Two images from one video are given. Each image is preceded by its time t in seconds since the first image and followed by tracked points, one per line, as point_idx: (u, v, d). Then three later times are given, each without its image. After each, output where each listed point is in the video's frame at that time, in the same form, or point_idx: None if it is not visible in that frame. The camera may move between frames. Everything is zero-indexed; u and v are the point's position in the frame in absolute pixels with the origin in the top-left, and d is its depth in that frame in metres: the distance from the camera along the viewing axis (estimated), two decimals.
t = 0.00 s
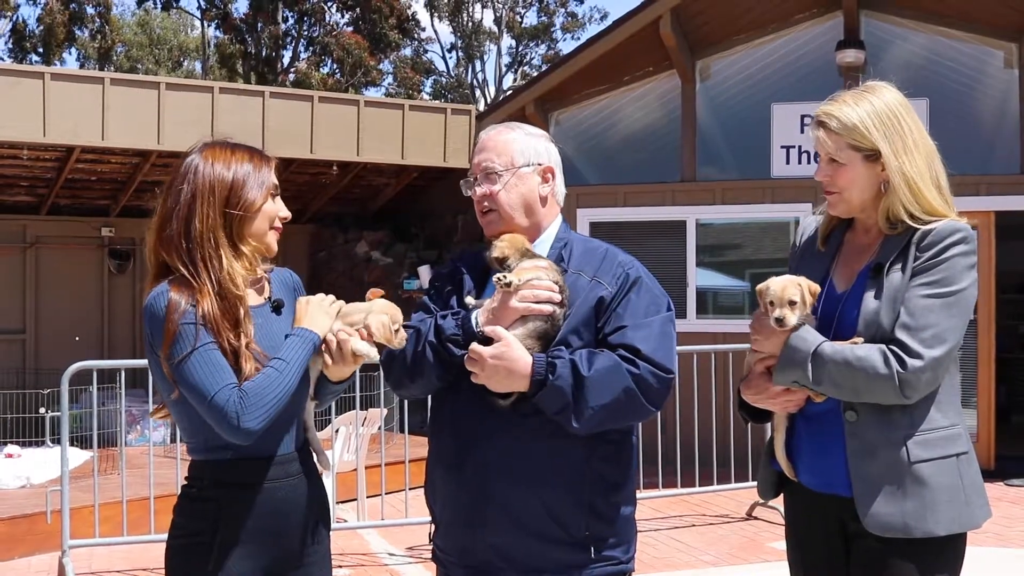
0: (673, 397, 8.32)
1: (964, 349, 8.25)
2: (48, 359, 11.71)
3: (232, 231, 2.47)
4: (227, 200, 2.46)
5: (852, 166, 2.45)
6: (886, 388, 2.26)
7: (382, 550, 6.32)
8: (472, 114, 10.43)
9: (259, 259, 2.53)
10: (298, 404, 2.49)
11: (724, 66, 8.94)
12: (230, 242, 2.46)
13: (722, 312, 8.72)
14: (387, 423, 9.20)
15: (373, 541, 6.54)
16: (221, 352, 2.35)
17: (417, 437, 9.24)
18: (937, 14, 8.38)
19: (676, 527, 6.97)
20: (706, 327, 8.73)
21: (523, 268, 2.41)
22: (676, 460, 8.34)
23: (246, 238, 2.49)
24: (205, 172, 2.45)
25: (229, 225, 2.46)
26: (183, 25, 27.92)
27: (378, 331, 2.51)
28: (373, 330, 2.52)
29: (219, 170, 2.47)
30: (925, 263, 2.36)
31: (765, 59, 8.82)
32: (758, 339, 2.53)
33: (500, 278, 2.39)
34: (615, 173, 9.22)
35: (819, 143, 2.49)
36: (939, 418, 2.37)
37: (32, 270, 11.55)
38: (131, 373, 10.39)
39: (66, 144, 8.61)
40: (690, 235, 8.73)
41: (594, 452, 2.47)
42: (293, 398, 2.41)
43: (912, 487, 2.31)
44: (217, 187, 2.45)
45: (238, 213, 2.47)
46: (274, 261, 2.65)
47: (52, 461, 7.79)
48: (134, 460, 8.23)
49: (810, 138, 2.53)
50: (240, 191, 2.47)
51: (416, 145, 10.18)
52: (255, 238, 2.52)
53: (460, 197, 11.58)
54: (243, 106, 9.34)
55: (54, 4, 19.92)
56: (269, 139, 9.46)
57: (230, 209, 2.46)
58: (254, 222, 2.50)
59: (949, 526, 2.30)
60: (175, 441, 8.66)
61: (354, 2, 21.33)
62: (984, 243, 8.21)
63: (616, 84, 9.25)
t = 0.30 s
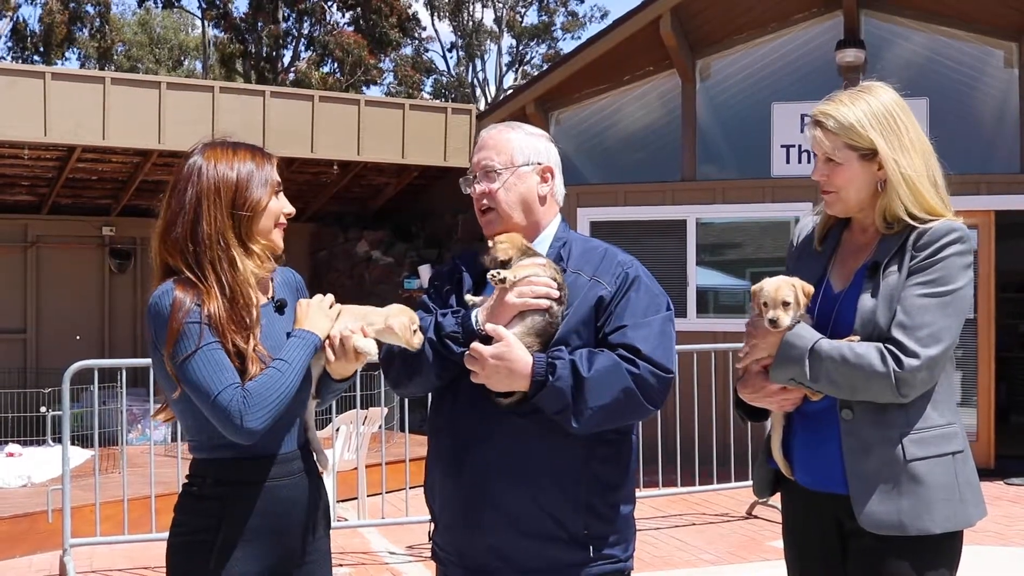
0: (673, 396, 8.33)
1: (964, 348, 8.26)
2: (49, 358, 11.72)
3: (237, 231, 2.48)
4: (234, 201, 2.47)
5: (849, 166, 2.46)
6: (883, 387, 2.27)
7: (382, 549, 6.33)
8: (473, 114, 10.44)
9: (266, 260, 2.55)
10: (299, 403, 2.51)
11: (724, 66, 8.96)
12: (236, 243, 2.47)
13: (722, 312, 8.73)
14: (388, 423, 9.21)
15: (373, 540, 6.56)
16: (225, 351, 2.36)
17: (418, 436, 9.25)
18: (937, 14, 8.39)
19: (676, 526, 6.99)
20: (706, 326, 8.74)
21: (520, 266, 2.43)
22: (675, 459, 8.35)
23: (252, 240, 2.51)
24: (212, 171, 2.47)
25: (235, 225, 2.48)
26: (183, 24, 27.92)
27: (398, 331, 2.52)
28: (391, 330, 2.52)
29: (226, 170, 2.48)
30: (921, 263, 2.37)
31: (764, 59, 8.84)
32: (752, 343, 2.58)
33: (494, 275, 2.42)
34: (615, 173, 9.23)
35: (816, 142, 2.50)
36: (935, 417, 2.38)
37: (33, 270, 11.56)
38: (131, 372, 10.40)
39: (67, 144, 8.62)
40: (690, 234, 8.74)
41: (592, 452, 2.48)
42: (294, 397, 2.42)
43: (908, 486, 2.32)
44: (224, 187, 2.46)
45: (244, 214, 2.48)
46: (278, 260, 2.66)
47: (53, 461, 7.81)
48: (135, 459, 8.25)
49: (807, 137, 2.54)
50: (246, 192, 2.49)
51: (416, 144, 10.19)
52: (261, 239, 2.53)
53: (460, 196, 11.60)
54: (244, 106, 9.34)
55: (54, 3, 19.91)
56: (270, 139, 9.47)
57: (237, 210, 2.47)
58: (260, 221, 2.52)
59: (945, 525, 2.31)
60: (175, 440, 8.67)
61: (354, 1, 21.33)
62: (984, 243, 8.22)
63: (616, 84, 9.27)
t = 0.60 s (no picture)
0: (674, 397, 8.33)
1: (963, 349, 8.27)
2: (48, 358, 11.73)
3: (241, 231, 2.49)
4: (237, 202, 2.47)
5: (848, 165, 2.46)
6: (880, 386, 2.28)
7: (382, 549, 6.33)
8: (472, 114, 10.44)
9: (269, 260, 2.55)
10: (305, 401, 2.51)
11: (724, 66, 8.96)
12: (240, 243, 2.48)
13: (722, 312, 8.73)
14: (388, 423, 9.22)
15: (373, 540, 6.56)
16: (233, 350, 2.37)
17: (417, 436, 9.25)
18: (937, 14, 8.39)
19: (676, 526, 6.99)
20: (706, 327, 8.74)
21: (522, 267, 2.44)
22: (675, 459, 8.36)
23: (256, 240, 2.51)
24: (215, 171, 2.47)
25: (239, 226, 2.48)
26: (183, 24, 27.91)
27: (378, 312, 2.59)
28: (371, 308, 2.59)
29: (229, 170, 2.48)
30: (919, 262, 2.37)
31: (764, 59, 8.85)
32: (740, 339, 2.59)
33: (497, 275, 2.43)
34: (615, 173, 9.24)
35: (816, 141, 2.50)
36: (932, 416, 2.39)
37: (32, 270, 11.56)
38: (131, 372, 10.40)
39: (67, 144, 8.62)
40: (690, 235, 8.74)
41: (595, 451, 2.48)
42: (302, 394, 2.42)
43: (905, 484, 2.33)
44: (228, 187, 2.46)
45: (247, 215, 2.49)
46: (280, 260, 2.67)
47: (52, 461, 7.81)
48: (134, 459, 8.25)
49: (807, 136, 2.54)
50: (250, 193, 2.49)
51: (416, 145, 10.19)
52: (264, 240, 2.54)
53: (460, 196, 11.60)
54: (244, 106, 9.34)
55: (53, 3, 19.88)
56: (270, 139, 9.47)
57: (240, 210, 2.48)
58: (264, 221, 2.52)
59: (941, 523, 2.32)
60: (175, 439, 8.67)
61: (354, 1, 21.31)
62: (983, 243, 8.22)
63: (616, 84, 9.27)
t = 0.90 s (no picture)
0: (674, 397, 8.33)
1: (963, 349, 8.27)
2: (48, 358, 11.72)
3: (242, 231, 2.48)
4: (237, 202, 2.47)
5: (848, 164, 2.46)
6: (880, 386, 2.27)
7: (382, 549, 6.33)
8: (472, 114, 10.44)
9: (268, 261, 2.55)
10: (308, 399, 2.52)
11: (724, 66, 8.95)
12: (239, 243, 2.47)
13: (722, 312, 8.73)
14: (388, 422, 9.22)
15: (373, 540, 6.56)
16: (236, 349, 2.37)
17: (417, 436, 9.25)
18: (936, 14, 8.40)
19: (676, 526, 6.99)
20: (706, 327, 8.74)
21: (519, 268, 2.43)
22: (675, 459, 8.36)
23: (255, 240, 2.51)
24: (213, 172, 2.46)
25: (238, 226, 2.48)
26: (183, 25, 27.90)
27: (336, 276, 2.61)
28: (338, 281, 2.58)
29: (228, 171, 2.47)
30: (920, 262, 2.37)
31: (765, 59, 8.84)
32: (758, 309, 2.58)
33: (494, 275, 2.42)
34: (615, 173, 9.23)
35: (816, 140, 2.50)
36: (932, 416, 2.39)
37: (32, 270, 11.56)
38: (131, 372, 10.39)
39: (67, 145, 8.62)
40: (690, 235, 8.74)
41: (596, 450, 2.48)
42: (305, 393, 2.43)
43: (904, 483, 2.33)
44: (227, 188, 2.46)
45: (248, 215, 2.49)
46: (279, 260, 2.66)
47: (52, 461, 7.81)
48: (135, 459, 8.25)
49: (807, 136, 2.54)
50: (249, 192, 2.48)
51: (416, 145, 10.19)
52: (264, 240, 2.54)
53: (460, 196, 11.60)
54: (244, 106, 9.34)
55: (52, 3, 19.88)
56: (270, 139, 9.47)
57: (240, 210, 2.47)
58: (265, 221, 2.52)
59: (940, 523, 2.32)
60: (175, 439, 8.67)
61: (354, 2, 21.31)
62: (983, 243, 8.22)
63: (616, 84, 9.26)
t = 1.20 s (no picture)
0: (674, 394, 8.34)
1: (963, 346, 8.27)
2: (49, 356, 11.72)
3: (240, 227, 2.49)
4: (236, 198, 2.47)
5: (851, 158, 2.46)
6: (878, 381, 2.28)
7: (383, 546, 6.33)
8: (472, 112, 10.43)
9: (267, 257, 2.56)
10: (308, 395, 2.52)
11: (724, 64, 8.93)
12: (238, 239, 2.48)
13: (721, 310, 8.74)
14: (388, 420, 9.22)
15: (373, 537, 6.56)
16: (234, 346, 2.37)
17: (417, 434, 9.26)
18: (936, 12, 8.40)
19: (676, 523, 7.00)
20: (706, 324, 8.75)
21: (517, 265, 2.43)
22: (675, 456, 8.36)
23: (255, 236, 2.52)
24: (214, 166, 2.46)
25: (238, 223, 2.48)
26: (182, 23, 27.90)
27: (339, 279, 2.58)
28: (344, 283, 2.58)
29: (228, 166, 2.48)
30: (919, 257, 2.37)
31: (765, 57, 8.84)
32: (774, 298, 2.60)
33: (495, 273, 2.41)
34: (615, 171, 9.22)
35: (819, 136, 2.49)
36: (931, 410, 2.39)
37: (32, 268, 11.56)
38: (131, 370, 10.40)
39: (67, 142, 8.62)
40: (690, 232, 8.74)
41: (595, 446, 2.49)
42: (305, 391, 2.43)
43: (903, 477, 2.33)
44: (227, 183, 2.46)
45: (247, 211, 2.49)
46: (278, 255, 2.66)
47: (53, 458, 7.81)
48: (135, 457, 8.25)
49: (808, 131, 2.54)
50: (248, 188, 2.49)
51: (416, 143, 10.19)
52: (262, 235, 2.54)
53: (460, 194, 11.60)
54: (244, 103, 9.34)
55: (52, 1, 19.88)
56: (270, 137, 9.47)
57: (239, 206, 2.47)
58: (264, 217, 2.52)
59: (938, 517, 2.32)
60: (175, 437, 8.67)
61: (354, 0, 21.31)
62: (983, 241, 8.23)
63: (616, 82, 9.26)
